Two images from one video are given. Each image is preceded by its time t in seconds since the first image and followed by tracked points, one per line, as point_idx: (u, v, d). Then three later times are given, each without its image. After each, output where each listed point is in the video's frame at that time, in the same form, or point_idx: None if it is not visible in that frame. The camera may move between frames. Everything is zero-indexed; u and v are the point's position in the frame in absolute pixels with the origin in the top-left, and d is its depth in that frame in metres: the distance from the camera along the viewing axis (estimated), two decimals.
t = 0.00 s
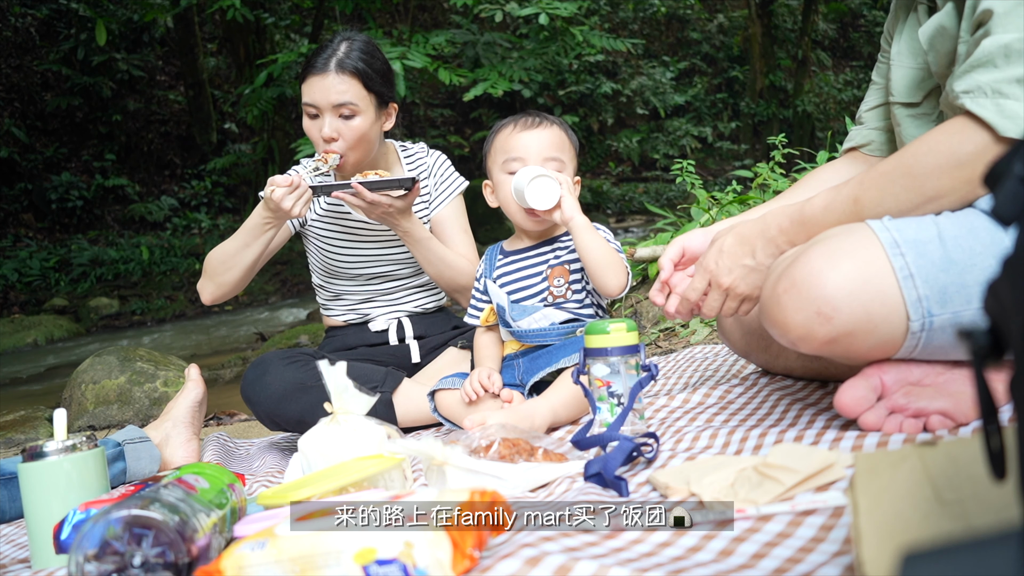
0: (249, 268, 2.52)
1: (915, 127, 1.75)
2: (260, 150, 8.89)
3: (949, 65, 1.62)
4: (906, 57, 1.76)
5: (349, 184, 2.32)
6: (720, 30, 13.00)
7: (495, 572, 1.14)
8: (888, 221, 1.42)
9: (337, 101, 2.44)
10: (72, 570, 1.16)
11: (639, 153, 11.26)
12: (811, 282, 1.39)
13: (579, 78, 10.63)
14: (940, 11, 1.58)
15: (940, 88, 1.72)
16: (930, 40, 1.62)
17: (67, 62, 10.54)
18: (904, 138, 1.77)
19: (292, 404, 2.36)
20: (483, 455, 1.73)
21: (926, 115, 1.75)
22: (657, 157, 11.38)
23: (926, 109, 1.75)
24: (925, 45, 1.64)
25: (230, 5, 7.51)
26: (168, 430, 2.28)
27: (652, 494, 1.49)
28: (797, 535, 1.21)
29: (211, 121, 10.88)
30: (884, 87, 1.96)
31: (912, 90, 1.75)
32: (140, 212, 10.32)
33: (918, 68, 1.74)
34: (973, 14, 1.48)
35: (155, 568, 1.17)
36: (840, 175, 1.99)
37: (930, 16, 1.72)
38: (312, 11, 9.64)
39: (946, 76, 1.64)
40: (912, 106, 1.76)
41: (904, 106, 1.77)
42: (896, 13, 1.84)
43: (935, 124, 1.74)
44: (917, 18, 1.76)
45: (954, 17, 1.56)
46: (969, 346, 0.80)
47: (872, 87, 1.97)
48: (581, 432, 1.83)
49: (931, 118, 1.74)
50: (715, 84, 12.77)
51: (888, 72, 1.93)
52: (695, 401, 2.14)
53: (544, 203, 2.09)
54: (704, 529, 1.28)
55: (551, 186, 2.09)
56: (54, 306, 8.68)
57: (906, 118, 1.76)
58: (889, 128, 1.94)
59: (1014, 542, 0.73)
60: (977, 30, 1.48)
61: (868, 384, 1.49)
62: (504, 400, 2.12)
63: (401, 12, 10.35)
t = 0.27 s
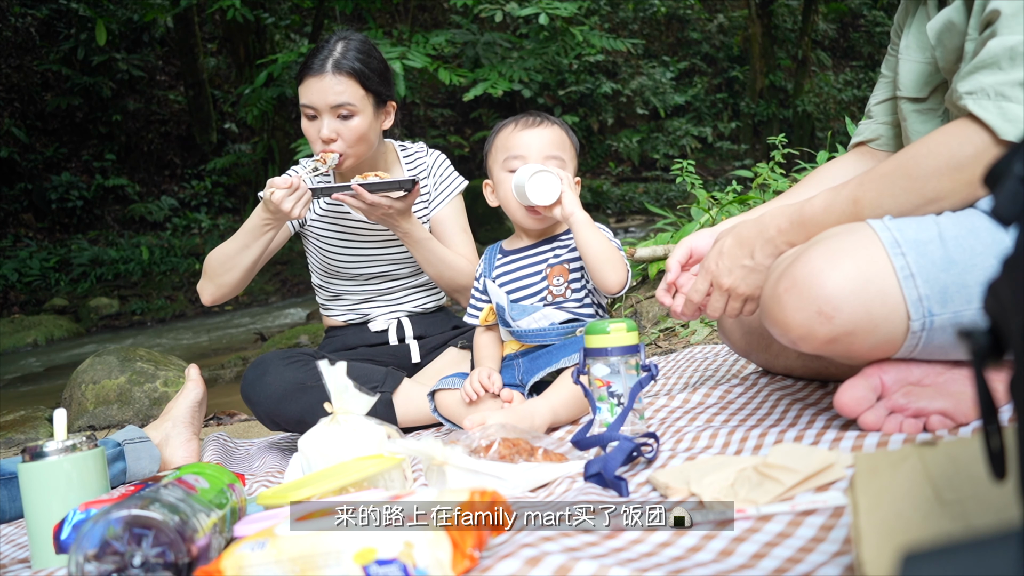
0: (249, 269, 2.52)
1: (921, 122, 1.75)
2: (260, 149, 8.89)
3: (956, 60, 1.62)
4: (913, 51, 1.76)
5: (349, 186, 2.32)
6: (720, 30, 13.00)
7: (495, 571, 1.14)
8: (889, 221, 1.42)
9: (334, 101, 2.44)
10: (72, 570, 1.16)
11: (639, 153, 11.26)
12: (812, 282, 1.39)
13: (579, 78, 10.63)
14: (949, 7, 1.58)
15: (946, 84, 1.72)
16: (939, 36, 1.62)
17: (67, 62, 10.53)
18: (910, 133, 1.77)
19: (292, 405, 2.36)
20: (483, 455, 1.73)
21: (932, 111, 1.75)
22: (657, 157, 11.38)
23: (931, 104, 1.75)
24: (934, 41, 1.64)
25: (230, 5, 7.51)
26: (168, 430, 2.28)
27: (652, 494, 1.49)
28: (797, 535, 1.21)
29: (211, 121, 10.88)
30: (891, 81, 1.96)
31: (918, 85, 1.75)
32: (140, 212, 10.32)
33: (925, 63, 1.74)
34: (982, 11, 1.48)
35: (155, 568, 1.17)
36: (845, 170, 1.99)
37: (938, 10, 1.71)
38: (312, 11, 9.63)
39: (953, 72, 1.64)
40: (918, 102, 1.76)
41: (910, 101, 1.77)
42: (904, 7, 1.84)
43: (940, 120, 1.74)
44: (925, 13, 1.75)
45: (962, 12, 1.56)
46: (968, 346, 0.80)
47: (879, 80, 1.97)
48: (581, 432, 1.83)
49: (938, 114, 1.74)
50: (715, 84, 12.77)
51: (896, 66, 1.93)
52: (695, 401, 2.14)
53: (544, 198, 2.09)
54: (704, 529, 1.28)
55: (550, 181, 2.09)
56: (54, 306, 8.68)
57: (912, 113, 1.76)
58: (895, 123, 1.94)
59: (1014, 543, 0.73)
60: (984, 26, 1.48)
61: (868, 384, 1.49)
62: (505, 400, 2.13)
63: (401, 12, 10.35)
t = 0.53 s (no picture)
0: (250, 267, 2.52)
1: (926, 118, 1.75)
2: (260, 149, 8.88)
3: (963, 56, 1.62)
4: (919, 46, 1.76)
5: (350, 185, 2.32)
6: (720, 30, 13.00)
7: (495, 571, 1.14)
8: (891, 220, 1.42)
9: (335, 99, 2.44)
10: (72, 570, 1.16)
11: (639, 153, 11.26)
12: (814, 281, 1.39)
13: (579, 78, 10.64)
14: (958, 1, 1.57)
15: (952, 80, 1.72)
16: (946, 31, 1.62)
17: (67, 62, 10.53)
18: (914, 129, 1.78)
19: (292, 405, 2.36)
20: (483, 455, 1.73)
21: (937, 106, 1.75)
22: (657, 157, 11.38)
23: (936, 99, 1.75)
24: (941, 36, 1.64)
25: (230, 5, 7.51)
26: (168, 430, 2.28)
27: (652, 494, 1.49)
28: (798, 535, 1.21)
29: (211, 121, 10.89)
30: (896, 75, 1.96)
31: (924, 80, 1.74)
32: (140, 212, 10.32)
33: (930, 57, 1.74)
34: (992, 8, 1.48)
35: (155, 568, 1.17)
36: (848, 166, 2.00)
37: (945, 5, 1.71)
38: (311, 11, 9.63)
39: (960, 67, 1.64)
40: (923, 97, 1.76)
41: (915, 96, 1.77)
42: (910, 2, 1.84)
43: (945, 115, 1.74)
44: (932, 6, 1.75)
45: (971, 8, 1.56)
46: (968, 346, 0.80)
47: (885, 75, 1.96)
48: (581, 432, 1.83)
49: (942, 109, 1.74)
50: (715, 84, 12.77)
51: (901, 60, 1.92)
52: (695, 401, 2.14)
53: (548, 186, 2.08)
54: (704, 529, 1.28)
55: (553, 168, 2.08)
56: (54, 306, 8.68)
57: (917, 108, 1.76)
58: (898, 118, 1.94)
59: (1014, 543, 0.73)
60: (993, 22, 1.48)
61: (868, 384, 1.49)
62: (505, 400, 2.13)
63: (401, 12, 10.35)
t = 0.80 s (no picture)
0: (250, 265, 2.52)
1: (925, 118, 1.75)
2: (260, 149, 8.88)
3: (962, 56, 1.62)
4: (917, 46, 1.76)
5: (350, 186, 2.32)
6: (720, 30, 12.99)
7: (495, 571, 1.14)
8: (891, 220, 1.42)
9: (335, 97, 2.44)
10: (72, 570, 1.16)
11: (639, 153, 11.26)
12: (814, 282, 1.39)
13: (579, 78, 10.64)
14: (956, 1, 1.57)
15: (951, 80, 1.72)
16: (944, 31, 1.62)
17: (67, 62, 10.53)
18: (913, 129, 1.77)
19: (292, 405, 2.36)
20: (483, 455, 1.73)
21: (935, 107, 1.75)
22: (657, 157, 11.38)
23: (935, 100, 1.75)
24: (939, 36, 1.64)
25: (230, 5, 7.50)
26: (169, 430, 2.28)
27: (652, 494, 1.49)
28: (797, 535, 1.21)
29: (211, 121, 10.89)
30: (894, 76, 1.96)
31: (922, 80, 1.75)
32: (140, 212, 10.32)
33: (929, 57, 1.74)
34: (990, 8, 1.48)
35: (155, 568, 1.17)
36: (848, 167, 2.00)
37: (944, 5, 1.71)
38: (311, 11, 9.63)
39: (959, 67, 1.63)
40: (922, 97, 1.76)
41: (914, 96, 1.77)
42: (908, 4, 1.84)
43: (943, 115, 1.74)
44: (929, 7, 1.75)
45: (969, 8, 1.56)
46: (968, 346, 0.80)
47: (883, 76, 1.97)
48: (581, 432, 1.83)
49: (941, 110, 1.74)
50: (715, 84, 12.77)
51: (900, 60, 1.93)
52: (694, 401, 2.14)
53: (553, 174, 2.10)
54: (704, 529, 1.28)
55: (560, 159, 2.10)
56: (54, 306, 8.68)
57: (916, 109, 1.76)
58: (897, 119, 1.94)
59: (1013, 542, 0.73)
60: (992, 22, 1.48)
61: (868, 384, 1.49)
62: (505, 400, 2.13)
63: (401, 12, 10.35)
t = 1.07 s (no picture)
0: (252, 265, 2.52)
1: (923, 120, 1.75)
2: (260, 149, 8.88)
3: (958, 58, 1.62)
4: (914, 49, 1.76)
5: (353, 185, 2.32)
6: (720, 30, 12.99)
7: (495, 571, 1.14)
8: (890, 220, 1.42)
9: (338, 93, 2.44)
10: (72, 570, 1.16)
11: (639, 153, 11.26)
12: (813, 282, 1.39)
13: (579, 78, 10.65)
14: (950, 4, 1.58)
15: (947, 82, 1.72)
16: (940, 33, 1.62)
17: (67, 62, 10.53)
18: (912, 130, 1.77)
19: (292, 405, 2.36)
20: (483, 455, 1.73)
21: (933, 108, 1.75)
22: (657, 157, 11.38)
23: (933, 101, 1.75)
24: (935, 38, 1.64)
25: (230, 5, 7.50)
26: (168, 430, 2.28)
27: (652, 494, 1.49)
28: (797, 535, 1.21)
29: (211, 121, 10.89)
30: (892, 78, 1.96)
31: (919, 82, 1.74)
32: (140, 212, 10.32)
33: (925, 59, 1.74)
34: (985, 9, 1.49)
35: (155, 569, 1.17)
36: (847, 169, 2.00)
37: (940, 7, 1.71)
38: (311, 11, 9.62)
39: (955, 69, 1.64)
40: (920, 99, 1.76)
41: (911, 98, 1.76)
42: (904, 7, 1.84)
43: (942, 116, 1.74)
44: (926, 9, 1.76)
45: (964, 10, 1.56)
46: (968, 346, 0.80)
47: (880, 78, 1.97)
48: (581, 431, 1.83)
49: (939, 111, 1.74)
50: (715, 84, 12.76)
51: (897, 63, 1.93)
52: (695, 401, 2.14)
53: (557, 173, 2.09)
54: (704, 529, 1.28)
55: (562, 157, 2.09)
56: (54, 306, 8.67)
57: (913, 111, 1.76)
58: (896, 120, 1.95)
59: (1013, 542, 0.73)
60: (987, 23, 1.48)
61: (868, 384, 1.49)
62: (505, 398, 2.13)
63: (401, 12, 10.35)
